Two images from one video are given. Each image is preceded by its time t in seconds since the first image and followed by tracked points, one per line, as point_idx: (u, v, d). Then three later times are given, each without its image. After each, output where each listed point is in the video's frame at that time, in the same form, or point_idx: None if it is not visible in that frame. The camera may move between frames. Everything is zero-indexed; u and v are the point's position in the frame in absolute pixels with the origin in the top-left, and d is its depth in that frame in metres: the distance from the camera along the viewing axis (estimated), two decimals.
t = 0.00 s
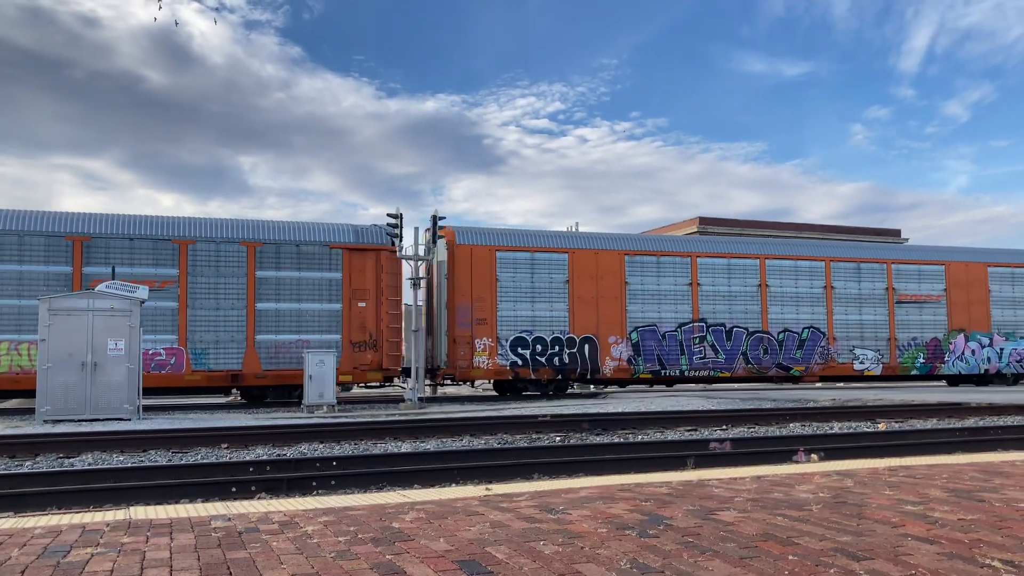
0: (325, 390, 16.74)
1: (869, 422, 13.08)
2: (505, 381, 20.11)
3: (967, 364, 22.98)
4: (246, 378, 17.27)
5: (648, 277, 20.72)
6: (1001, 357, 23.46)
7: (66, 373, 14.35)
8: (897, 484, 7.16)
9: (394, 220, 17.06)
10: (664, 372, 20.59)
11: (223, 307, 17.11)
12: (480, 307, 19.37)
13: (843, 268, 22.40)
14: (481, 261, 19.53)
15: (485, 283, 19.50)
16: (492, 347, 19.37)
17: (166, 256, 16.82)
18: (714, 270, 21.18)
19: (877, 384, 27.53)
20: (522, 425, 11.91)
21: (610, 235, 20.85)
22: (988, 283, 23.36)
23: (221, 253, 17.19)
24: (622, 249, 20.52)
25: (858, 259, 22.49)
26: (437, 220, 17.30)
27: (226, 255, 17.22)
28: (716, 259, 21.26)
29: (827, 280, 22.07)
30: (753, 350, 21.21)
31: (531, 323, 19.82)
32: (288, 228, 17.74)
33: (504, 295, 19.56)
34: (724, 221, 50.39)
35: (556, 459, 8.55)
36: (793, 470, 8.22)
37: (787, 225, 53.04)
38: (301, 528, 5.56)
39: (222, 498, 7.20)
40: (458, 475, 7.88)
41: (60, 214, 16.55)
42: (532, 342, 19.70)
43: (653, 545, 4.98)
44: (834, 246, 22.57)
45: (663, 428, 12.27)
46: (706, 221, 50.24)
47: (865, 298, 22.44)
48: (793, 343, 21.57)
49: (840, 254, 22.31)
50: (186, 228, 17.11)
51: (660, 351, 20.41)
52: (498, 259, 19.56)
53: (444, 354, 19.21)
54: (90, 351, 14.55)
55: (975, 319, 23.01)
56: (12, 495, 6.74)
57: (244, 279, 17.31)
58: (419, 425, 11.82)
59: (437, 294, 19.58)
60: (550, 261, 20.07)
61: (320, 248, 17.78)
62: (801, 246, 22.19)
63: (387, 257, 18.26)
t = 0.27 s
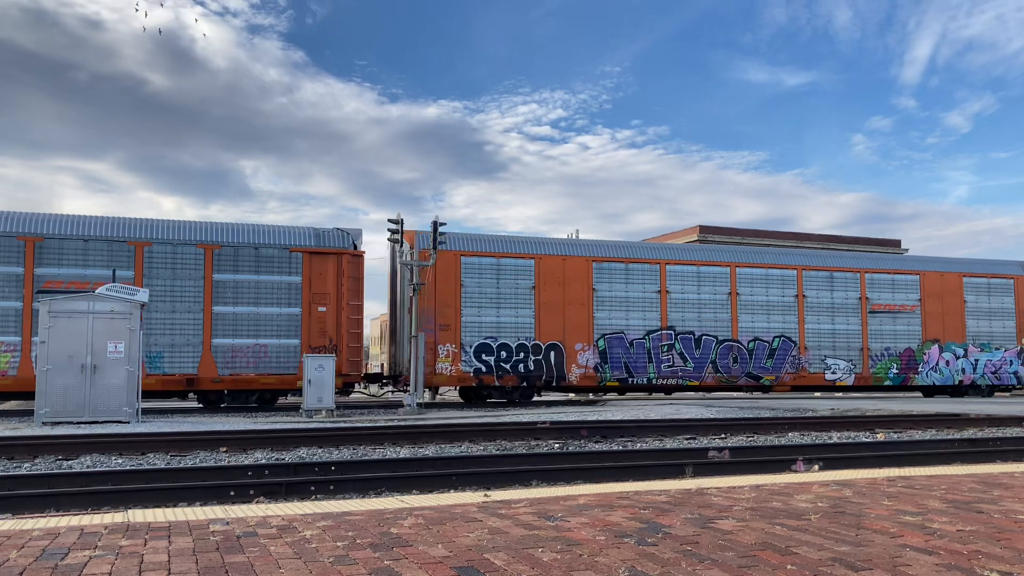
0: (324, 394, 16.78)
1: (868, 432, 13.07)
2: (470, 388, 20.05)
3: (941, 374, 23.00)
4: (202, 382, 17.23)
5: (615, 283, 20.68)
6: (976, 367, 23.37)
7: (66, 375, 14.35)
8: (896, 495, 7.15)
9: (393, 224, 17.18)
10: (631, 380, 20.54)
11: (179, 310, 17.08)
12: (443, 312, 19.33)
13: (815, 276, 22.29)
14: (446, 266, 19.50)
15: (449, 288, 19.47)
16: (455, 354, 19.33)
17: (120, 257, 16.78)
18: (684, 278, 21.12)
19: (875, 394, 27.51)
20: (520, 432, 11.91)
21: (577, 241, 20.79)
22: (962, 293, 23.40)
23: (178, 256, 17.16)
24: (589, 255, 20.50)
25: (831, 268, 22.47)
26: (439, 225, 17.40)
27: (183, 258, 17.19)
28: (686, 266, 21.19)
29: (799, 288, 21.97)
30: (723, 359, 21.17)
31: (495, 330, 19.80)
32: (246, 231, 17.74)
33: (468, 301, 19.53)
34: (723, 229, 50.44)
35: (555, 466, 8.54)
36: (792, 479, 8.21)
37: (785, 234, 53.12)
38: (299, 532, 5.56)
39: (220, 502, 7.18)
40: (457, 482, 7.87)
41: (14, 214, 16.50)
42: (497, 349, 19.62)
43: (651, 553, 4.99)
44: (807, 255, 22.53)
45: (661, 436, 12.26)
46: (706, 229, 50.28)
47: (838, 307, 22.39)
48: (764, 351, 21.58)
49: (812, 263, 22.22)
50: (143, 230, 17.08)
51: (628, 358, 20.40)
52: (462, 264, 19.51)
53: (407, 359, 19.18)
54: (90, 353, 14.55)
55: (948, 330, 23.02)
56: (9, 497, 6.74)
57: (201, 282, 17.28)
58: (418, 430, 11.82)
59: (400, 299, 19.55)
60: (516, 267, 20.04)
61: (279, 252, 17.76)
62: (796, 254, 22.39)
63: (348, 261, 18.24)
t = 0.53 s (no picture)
0: (323, 397, 16.78)
1: (868, 437, 13.06)
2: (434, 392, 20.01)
3: (916, 379, 22.97)
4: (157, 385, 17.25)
5: (583, 286, 20.70)
6: (951, 372, 23.39)
7: (66, 377, 14.35)
8: (896, 500, 7.14)
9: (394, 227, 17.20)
10: (599, 385, 20.50)
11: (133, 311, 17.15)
12: (405, 315, 19.37)
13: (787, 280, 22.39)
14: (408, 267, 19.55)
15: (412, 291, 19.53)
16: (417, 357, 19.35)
17: (74, 258, 16.89)
18: (662, 281, 21.19)
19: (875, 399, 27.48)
20: (520, 436, 11.90)
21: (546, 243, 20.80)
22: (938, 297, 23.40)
23: (132, 256, 17.26)
24: (557, 258, 20.50)
25: (804, 271, 22.53)
26: (439, 229, 17.43)
27: (138, 258, 17.28)
28: (655, 269, 21.22)
29: (770, 292, 22.06)
30: (692, 363, 21.18)
31: (460, 333, 19.77)
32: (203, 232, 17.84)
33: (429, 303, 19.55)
34: (723, 233, 50.48)
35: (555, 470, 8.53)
36: (793, 484, 8.20)
37: (785, 238, 53.13)
38: (298, 536, 5.55)
39: (219, 505, 7.17)
40: (456, 485, 7.86)
41: None
42: (461, 352, 19.60)
43: (650, 558, 4.98)
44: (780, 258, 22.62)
45: (661, 440, 12.25)
46: (707, 233, 50.34)
47: (811, 311, 22.49)
48: (734, 355, 21.59)
49: (785, 266, 22.35)
50: (97, 231, 17.20)
51: (595, 362, 20.37)
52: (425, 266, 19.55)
53: (368, 362, 19.21)
54: (90, 355, 14.55)
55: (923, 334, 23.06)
56: (8, 499, 6.73)
57: (157, 283, 17.36)
58: (418, 433, 11.81)
59: (363, 301, 19.59)
60: (481, 269, 20.04)
61: (237, 253, 17.87)
62: (790, 259, 22.56)
63: (306, 262, 18.37)
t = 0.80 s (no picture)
0: (322, 395, 16.76)
1: (867, 437, 13.04)
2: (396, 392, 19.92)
3: (890, 379, 22.95)
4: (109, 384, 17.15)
5: (549, 284, 20.57)
6: (926, 372, 23.35)
7: (64, 376, 14.33)
8: (896, 500, 7.13)
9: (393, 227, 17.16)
10: (565, 384, 20.41)
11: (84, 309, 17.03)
12: (366, 314, 19.19)
13: (758, 278, 22.33)
14: (368, 265, 19.37)
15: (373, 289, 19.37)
16: (377, 356, 19.23)
17: (23, 255, 16.79)
18: (651, 280, 21.24)
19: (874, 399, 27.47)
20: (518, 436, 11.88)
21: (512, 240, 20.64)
22: (913, 296, 23.37)
23: (84, 253, 17.16)
24: (522, 255, 20.39)
25: (775, 270, 22.46)
26: (438, 228, 17.39)
27: (90, 255, 17.18)
28: (623, 267, 21.08)
29: (740, 290, 21.98)
30: (660, 363, 21.13)
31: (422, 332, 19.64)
32: (158, 228, 17.71)
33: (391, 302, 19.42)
34: (723, 234, 50.50)
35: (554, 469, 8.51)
36: (792, 484, 8.19)
37: (785, 239, 53.14)
38: (296, 535, 5.53)
39: (217, 505, 7.16)
40: (455, 485, 7.84)
41: None
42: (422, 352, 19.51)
43: (649, 558, 4.97)
44: (751, 256, 22.51)
45: (660, 440, 12.23)
46: (706, 233, 50.32)
47: (783, 310, 22.44)
48: (703, 355, 21.55)
49: (778, 266, 22.50)
50: (49, 227, 17.11)
51: (561, 361, 20.30)
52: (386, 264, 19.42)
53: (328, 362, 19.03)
54: (88, 354, 14.53)
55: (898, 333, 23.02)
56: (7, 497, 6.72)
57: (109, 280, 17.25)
58: (417, 433, 11.80)
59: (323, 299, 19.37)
60: (444, 267, 19.89)
61: (193, 250, 17.75)
62: (783, 258, 22.68)
63: (264, 259, 18.21)
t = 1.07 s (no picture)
0: (321, 391, 16.77)
1: (866, 434, 13.07)
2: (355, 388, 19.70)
3: (862, 376, 23.03)
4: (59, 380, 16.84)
5: (513, 278, 20.59)
6: (899, 368, 23.47)
7: (62, 370, 14.32)
8: (895, 497, 7.14)
9: (393, 224, 17.16)
10: (531, 380, 20.42)
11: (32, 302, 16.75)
12: (324, 308, 19.06)
13: (727, 273, 22.37)
14: (328, 259, 19.24)
15: (332, 284, 19.24)
16: (337, 351, 19.07)
17: None
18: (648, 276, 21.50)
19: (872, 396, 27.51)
20: (517, 431, 11.89)
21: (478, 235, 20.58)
22: (887, 292, 23.54)
23: (34, 246, 16.86)
24: (486, 250, 20.40)
25: (744, 265, 22.53)
26: (438, 225, 17.38)
27: (40, 247, 16.88)
28: (590, 262, 21.07)
29: (709, 285, 22.04)
30: (626, 358, 21.11)
31: (383, 327, 19.60)
32: (109, 220, 17.34)
33: (351, 296, 19.34)
34: (722, 230, 50.52)
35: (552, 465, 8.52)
36: (791, 481, 8.21)
37: (784, 235, 53.13)
38: (296, 530, 5.54)
39: (216, 499, 7.15)
40: (454, 480, 7.84)
41: None
42: (383, 346, 19.46)
43: (648, 554, 4.97)
44: (721, 252, 22.50)
45: (658, 436, 12.25)
46: (706, 229, 50.38)
47: (752, 306, 22.45)
48: (670, 350, 21.52)
49: (772, 262, 22.70)
50: None
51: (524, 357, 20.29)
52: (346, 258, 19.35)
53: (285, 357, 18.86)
54: (87, 349, 14.52)
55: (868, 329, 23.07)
56: (6, 493, 6.70)
57: (60, 273, 16.93)
58: (416, 428, 11.81)
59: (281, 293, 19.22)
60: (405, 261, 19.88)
61: (146, 242, 17.35)
62: (776, 255, 22.88)
63: (219, 252, 17.79)
